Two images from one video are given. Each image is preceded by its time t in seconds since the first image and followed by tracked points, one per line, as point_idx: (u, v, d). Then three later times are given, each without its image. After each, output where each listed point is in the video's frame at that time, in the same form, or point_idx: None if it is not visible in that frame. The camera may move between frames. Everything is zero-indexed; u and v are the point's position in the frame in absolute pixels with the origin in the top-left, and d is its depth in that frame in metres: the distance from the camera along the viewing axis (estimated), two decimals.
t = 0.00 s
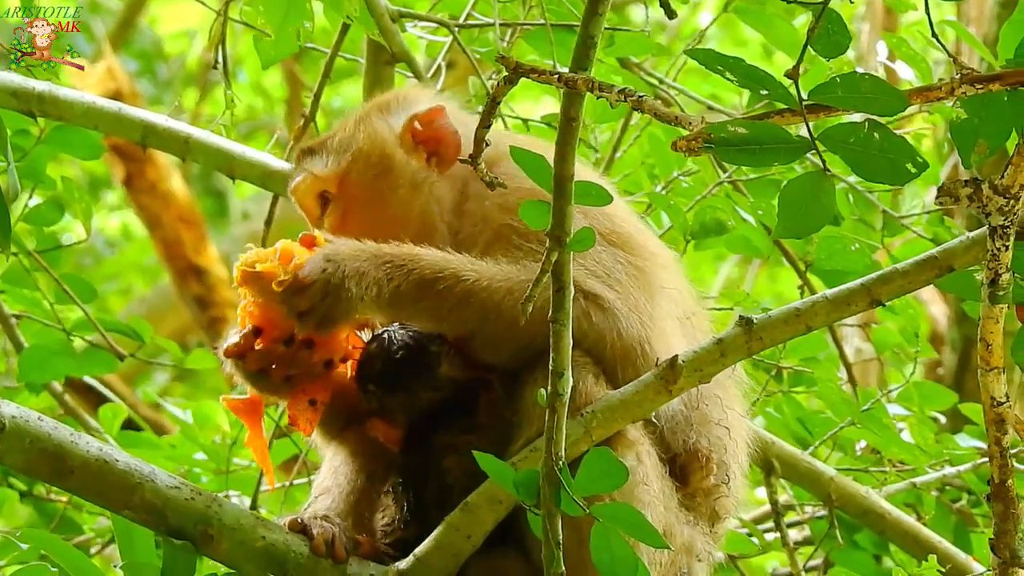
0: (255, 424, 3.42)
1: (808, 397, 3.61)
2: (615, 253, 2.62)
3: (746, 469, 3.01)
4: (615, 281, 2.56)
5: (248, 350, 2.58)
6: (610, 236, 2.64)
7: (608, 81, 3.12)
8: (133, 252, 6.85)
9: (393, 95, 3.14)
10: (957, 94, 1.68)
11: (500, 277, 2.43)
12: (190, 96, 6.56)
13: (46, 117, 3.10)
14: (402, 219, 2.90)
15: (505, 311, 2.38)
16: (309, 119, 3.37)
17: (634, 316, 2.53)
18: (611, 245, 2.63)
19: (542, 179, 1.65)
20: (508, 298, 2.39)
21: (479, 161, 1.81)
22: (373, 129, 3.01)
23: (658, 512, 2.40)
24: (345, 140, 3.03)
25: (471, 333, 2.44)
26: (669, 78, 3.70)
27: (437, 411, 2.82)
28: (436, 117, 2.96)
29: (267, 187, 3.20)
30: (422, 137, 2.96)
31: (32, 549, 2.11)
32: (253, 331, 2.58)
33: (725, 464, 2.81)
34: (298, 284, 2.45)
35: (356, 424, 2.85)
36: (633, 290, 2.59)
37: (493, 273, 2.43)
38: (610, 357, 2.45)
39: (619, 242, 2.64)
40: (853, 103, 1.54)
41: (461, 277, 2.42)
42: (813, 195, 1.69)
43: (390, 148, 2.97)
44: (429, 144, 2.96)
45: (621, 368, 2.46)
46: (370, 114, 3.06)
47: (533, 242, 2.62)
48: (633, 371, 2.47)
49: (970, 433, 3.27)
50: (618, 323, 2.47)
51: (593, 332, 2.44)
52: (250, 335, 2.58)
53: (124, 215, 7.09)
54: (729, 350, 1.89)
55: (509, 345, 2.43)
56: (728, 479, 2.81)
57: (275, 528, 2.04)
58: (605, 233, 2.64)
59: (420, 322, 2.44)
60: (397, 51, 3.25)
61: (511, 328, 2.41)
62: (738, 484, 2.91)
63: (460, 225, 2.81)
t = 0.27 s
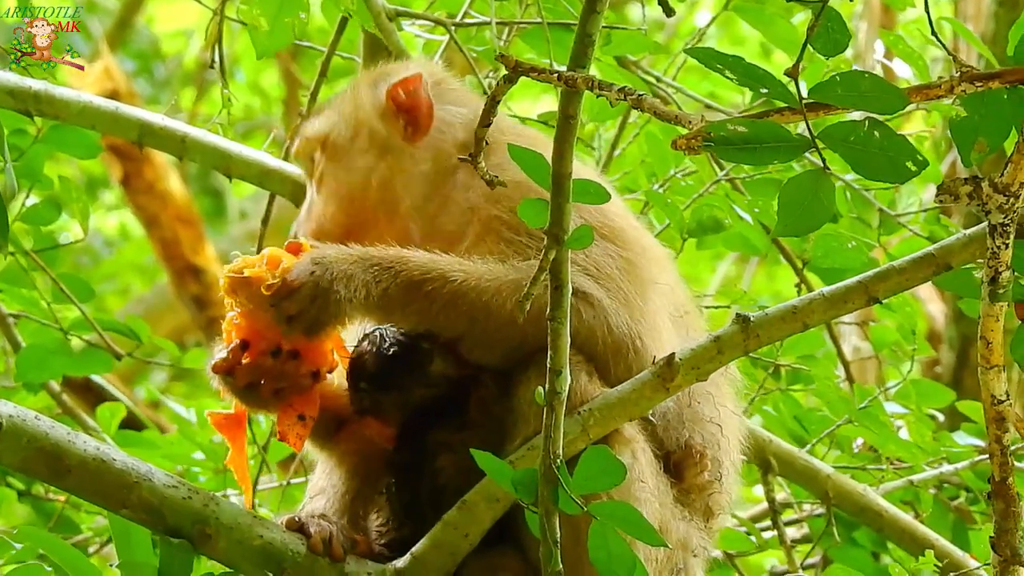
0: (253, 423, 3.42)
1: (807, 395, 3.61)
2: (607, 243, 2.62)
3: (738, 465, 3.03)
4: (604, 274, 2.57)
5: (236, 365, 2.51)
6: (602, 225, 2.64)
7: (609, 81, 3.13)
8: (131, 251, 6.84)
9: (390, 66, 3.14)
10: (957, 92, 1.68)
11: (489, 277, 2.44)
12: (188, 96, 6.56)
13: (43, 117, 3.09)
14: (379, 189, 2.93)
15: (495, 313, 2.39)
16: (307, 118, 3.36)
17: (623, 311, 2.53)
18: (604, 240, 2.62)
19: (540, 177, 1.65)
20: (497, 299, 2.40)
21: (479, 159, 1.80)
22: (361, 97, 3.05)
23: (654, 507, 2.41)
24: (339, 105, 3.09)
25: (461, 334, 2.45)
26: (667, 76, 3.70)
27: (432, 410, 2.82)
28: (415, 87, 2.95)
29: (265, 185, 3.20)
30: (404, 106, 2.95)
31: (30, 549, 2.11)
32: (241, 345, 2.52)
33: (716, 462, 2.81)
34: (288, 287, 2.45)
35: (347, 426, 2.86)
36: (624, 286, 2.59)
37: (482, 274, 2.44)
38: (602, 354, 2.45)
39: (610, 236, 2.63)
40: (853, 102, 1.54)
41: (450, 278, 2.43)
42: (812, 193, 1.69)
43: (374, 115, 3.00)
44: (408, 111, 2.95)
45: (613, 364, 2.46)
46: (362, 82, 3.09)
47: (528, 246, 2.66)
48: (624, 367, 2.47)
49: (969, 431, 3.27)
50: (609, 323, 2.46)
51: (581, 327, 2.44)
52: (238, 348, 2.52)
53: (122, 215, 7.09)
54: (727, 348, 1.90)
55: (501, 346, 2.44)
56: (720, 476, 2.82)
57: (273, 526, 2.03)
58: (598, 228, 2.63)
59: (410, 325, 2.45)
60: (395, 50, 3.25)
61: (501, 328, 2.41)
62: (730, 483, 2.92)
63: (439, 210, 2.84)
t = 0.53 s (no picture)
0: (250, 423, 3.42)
1: (803, 394, 3.62)
2: (606, 241, 2.62)
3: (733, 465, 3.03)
4: (603, 274, 2.57)
5: (237, 363, 2.55)
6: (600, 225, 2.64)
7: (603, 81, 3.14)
8: (129, 251, 6.84)
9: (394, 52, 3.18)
10: (952, 91, 1.69)
11: (491, 275, 2.43)
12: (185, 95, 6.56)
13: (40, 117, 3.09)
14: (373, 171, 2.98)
15: (497, 310, 2.38)
16: (304, 118, 3.37)
17: (624, 313, 2.53)
18: (600, 239, 2.62)
19: (536, 177, 1.65)
20: (500, 295, 2.39)
21: (474, 160, 1.81)
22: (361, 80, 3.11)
23: (651, 507, 2.41)
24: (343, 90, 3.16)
25: (462, 333, 2.43)
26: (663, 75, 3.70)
27: (427, 410, 2.82)
28: (406, 67, 3.00)
29: (262, 184, 3.21)
30: (398, 87, 2.99)
31: (27, 549, 2.11)
32: (240, 342, 2.55)
33: (712, 461, 2.81)
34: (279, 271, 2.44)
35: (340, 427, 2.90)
36: (624, 286, 2.58)
37: (484, 271, 2.44)
38: (601, 354, 2.45)
39: (608, 235, 2.63)
40: (848, 101, 1.54)
41: (452, 275, 2.42)
42: (807, 192, 1.69)
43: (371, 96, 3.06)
44: (402, 91, 2.99)
45: (612, 364, 2.46)
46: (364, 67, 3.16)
47: (527, 243, 2.59)
48: (623, 366, 2.47)
49: (965, 429, 3.28)
50: (606, 321, 2.47)
51: (583, 328, 2.44)
52: (237, 347, 2.55)
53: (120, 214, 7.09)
54: (723, 347, 1.90)
55: (500, 346, 2.43)
56: (715, 477, 2.82)
57: (269, 526, 2.03)
58: (597, 228, 2.63)
59: (413, 322, 2.43)
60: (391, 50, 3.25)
61: (502, 325, 2.39)
62: (726, 483, 2.91)
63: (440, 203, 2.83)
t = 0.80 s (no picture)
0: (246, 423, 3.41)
1: (799, 394, 3.62)
2: (598, 233, 2.62)
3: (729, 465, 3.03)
4: (593, 271, 2.57)
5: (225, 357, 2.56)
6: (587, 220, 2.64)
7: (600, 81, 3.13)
8: (125, 250, 6.83)
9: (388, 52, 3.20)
10: (947, 91, 1.67)
11: (478, 290, 2.43)
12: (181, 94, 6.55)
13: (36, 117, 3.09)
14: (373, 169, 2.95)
15: (485, 325, 2.38)
16: (299, 117, 3.36)
17: (611, 305, 2.53)
18: (592, 231, 2.62)
19: (532, 177, 1.65)
20: (486, 312, 2.39)
21: (470, 160, 1.80)
22: (359, 80, 3.11)
23: (646, 507, 2.41)
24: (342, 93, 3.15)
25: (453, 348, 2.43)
26: (659, 75, 3.70)
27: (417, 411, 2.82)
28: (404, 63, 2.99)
29: (257, 184, 3.22)
30: (394, 84, 2.99)
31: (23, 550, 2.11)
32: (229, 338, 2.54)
33: (707, 461, 2.81)
34: (242, 286, 2.35)
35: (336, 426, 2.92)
36: (610, 279, 2.58)
37: (475, 284, 2.44)
38: (592, 348, 2.45)
39: (599, 227, 2.63)
40: (843, 101, 1.54)
41: (438, 296, 2.41)
42: (803, 191, 1.70)
43: (368, 95, 3.05)
44: (402, 89, 2.98)
45: (604, 359, 2.46)
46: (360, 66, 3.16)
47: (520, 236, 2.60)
48: (615, 360, 2.46)
49: (961, 429, 3.28)
50: (595, 316, 2.47)
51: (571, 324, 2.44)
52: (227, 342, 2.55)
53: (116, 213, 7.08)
54: (719, 348, 1.90)
55: (494, 349, 2.42)
56: (710, 478, 2.82)
57: (265, 527, 2.02)
58: (587, 219, 2.63)
59: (400, 344, 2.43)
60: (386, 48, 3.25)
61: (495, 334, 2.39)
62: (721, 486, 2.91)
63: (435, 191, 2.85)
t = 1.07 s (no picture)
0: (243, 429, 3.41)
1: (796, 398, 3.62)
2: (594, 242, 2.62)
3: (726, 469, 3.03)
4: (590, 276, 2.56)
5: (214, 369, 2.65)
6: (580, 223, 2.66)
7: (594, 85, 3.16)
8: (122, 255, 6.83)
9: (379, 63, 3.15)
10: (942, 96, 1.67)
11: (467, 285, 2.44)
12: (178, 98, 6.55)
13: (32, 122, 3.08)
14: (402, 190, 2.90)
15: (473, 317, 2.38)
16: (295, 122, 3.36)
17: (602, 312, 2.53)
18: (592, 241, 2.62)
19: (527, 182, 1.65)
20: (474, 304, 2.39)
21: (465, 166, 1.80)
22: (364, 96, 3.02)
23: (642, 512, 2.42)
24: (341, 112, 3.04)
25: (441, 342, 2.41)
26: (655, 78, 3.70)
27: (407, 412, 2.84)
28: (423, 78, 2.94)
29: (255, 190, 3.21)
30: (413, 100, 2.94)
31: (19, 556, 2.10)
32: (215, 349, 2.64)
33: (704, 464, 2.81)
34: (227, 255, 2.41)
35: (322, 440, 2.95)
36: (607, 287, 2.58)
37: (465, 280, 2.44)
38: (585, 351, 2.45)
39: (598, 237, 2.63)
40: (837, 105, 1.54)
41: (425, 287, 2.42)
42: (798, 195, 1.70)
43: (383, 112, 2.97)
44: (421, 105, 2.94)
45: (598, 364, 2.46)
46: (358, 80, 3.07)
47: (516, 244, 2.60)
48: (608, 365, 2.47)
49: (958, 432, 3.28)
50: (589, 322, 2.47)
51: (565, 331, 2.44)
52: (214, 353, 2.65)
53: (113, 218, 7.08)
54: (715, 352, 1.89)
55: (484, 349, 2.42)
56: (706, 480, 2.82)
57: (261, 533, 2.02)
58: (587, 230, 2.63)
59: (386, 335, 2.40)
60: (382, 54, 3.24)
61: (484, 332, 2.39)
62: (717, 490, 2.90)
63: (445, 199, 2.85)
